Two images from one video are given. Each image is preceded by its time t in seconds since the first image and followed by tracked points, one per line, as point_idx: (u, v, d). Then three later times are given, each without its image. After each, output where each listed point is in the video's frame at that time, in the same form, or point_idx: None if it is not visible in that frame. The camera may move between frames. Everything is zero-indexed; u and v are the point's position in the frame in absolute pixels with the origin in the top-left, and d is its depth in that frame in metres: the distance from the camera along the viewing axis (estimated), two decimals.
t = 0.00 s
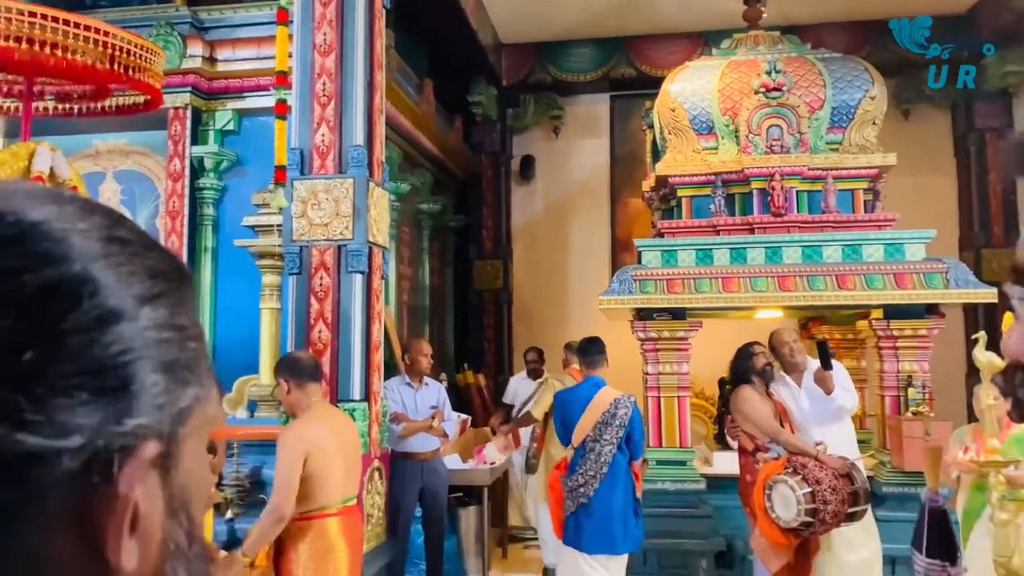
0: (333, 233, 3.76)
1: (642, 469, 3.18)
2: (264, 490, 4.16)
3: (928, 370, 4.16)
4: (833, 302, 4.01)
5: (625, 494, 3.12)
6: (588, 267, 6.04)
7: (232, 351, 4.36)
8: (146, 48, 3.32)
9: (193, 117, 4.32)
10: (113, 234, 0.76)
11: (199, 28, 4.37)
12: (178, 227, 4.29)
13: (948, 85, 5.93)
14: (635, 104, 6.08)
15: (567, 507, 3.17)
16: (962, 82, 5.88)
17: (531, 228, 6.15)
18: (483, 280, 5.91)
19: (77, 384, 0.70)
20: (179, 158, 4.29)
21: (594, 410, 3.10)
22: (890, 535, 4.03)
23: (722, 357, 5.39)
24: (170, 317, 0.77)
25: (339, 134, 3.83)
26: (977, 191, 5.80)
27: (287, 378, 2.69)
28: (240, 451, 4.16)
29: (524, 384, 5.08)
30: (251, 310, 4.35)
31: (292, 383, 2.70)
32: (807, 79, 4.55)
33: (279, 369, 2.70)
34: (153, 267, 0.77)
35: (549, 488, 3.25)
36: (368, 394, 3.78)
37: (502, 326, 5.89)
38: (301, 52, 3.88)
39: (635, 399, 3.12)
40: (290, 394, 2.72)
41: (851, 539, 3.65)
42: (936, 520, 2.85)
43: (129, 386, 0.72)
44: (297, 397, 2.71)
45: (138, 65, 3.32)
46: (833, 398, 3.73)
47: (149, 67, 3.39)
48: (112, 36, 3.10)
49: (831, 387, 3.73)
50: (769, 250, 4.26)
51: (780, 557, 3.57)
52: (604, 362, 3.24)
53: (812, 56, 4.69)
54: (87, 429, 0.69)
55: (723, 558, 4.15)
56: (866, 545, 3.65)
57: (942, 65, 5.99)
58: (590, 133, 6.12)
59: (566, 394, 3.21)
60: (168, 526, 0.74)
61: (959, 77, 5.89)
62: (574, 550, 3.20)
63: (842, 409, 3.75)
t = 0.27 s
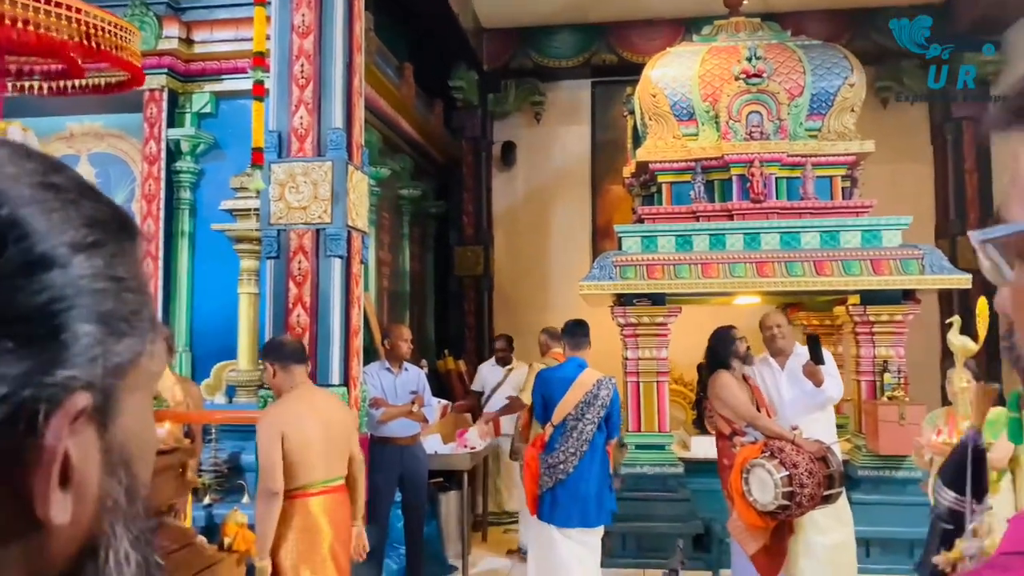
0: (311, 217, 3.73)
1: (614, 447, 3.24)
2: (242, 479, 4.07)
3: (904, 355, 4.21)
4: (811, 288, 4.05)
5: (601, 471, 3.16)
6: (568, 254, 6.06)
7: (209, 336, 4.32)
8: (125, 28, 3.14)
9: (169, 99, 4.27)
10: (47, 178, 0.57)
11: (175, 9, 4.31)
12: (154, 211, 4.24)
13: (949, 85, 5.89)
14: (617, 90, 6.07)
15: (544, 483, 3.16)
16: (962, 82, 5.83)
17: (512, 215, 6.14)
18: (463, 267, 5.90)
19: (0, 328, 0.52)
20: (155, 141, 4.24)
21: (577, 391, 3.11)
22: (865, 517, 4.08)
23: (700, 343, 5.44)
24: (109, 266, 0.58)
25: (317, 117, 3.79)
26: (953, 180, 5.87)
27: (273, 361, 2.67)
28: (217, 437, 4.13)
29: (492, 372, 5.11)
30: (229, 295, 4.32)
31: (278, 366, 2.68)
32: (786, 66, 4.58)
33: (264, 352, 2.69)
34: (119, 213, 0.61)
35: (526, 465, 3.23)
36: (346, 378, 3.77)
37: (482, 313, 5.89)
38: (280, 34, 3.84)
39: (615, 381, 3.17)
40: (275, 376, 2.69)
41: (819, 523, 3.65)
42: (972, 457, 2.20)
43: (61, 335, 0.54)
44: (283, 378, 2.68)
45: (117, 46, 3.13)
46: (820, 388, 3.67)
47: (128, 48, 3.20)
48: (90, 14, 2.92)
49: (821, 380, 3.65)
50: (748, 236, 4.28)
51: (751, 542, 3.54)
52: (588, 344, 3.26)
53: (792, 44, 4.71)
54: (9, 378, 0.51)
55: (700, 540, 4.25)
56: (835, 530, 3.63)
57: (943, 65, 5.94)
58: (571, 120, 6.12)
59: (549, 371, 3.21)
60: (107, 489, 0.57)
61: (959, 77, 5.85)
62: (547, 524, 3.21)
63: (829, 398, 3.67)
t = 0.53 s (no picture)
0: (290, 205, 3.70)
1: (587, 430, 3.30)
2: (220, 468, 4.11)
3: (880, 344, 4.26)
4: (788, 277, 4.09)
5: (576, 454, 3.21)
6: (549, 245, 6.07)
7: (187, 325, 4.29)
8: (97, 11, 3.10)
9: (146, 85, 4.22)
10: None
11: None
12: (131, 199, 4.20)
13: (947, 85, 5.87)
14: (598, 81, 6.08)
15: (521, 465, 3.17)
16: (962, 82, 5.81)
17: (493, 205, 6.15)
18: (443, 257, 5.90)
19: None
20: (131, 128, 4.20)
21: (556, 377, 3.13)
22: (841, 504, 4.13)
23: (678, 332, 5.49)
24: (65, 225, 0.57)
25: (296, 104, 3.76)
26: (929, 172, 5.94)
27: (284, 345, 2.65)
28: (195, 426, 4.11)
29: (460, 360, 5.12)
30: (207, 284, 4.29)
31: (288, 351, 2.65)
32: (766, 57, 4.60)
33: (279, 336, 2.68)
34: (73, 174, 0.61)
35: (502, 449, 3.24)
36: (326, 367, 3.77)
37: (464, 303, 5.90)
38: (258, 21, 3.81)
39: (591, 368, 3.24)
40: (285, 361, 2.67)
41: (795, 509, 3.41)
42: None
43: (13, 291, 0.54)
44: (294, 363, 2.66)
45: (88, 29, 3.09)
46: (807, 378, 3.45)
47: (100, 31, 3.16)
48: None
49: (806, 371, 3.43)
50: (727, 226, 4.31)
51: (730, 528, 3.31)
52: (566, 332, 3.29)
53: (771, 34, 4.74)
54: None
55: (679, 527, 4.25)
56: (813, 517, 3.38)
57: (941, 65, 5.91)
58: (552, 110, 6.12)
59: (527, 359, 3.22)
60: (66, 447, 0.57)
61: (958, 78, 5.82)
62: (524, 506, 3.20)
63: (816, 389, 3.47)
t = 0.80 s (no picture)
0: (267, 195, 3.68)
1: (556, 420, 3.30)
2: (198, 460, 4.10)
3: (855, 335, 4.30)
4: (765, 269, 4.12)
5: (544, 443, 3.22)
6: (530, 237, 6.08)
7: (164, 317, 4.26)
8: None
9: (121, 74, 4.17)
10: None
11: None
12: (106, 189, 4.15)
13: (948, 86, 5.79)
14: (578, 73, 6.08)
15: (489, 455, 3.21)
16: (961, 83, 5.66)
17: (473, 197, 6.15)
18: (423, 249, 5.89)
19: None
20: (106, 118, 4.15)
21: (520, 368, 3.18)
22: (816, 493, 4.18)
23: (657, 325, 5.54)
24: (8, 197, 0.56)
25: (274, 93, 3.73)
26: (905, 166, 6.02)
27: (281, 334, 2.68)
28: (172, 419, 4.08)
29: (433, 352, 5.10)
30: (184, 275, 4.25)
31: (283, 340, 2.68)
32: (744, 50, 4.63)
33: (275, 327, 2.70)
34: (16, 142, 0.59)
35: (475, 438, 3.29)
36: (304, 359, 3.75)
37: (444, 295, 5.90)
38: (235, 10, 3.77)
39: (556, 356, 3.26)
40: (283, 350, 2.69)
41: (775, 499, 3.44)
42: None
43: None
44: (291, 351, 2.69)
45: (60, 16, 3.02)
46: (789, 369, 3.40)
47: (72, 19, 3.08)
48: None
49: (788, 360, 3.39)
50: (705, 219, 4.34)
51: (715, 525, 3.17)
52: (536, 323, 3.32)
53: (750, 27, 4.76)
54: None
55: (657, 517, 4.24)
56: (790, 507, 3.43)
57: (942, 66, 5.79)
58: (533, 102, 6.12)
59: (494, 350, 3.24)
60: (30, 411, 0.57)
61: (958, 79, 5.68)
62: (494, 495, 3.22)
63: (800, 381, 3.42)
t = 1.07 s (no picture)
0: (245, 189, 3.65)
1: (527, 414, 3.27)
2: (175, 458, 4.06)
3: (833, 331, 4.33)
4: (744, 265, 4.15)
5: (511, 435, 3.22)
6: (511, 233, 6.08)
7: (140, 312, 4.21)
8: None
9: (96, 67, 4.11)
10: None
11: None
12: (81, 182, 4.09)
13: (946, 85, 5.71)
14: (559, 69, 6.08)
15: (460, 448, 3.28)
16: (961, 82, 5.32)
17: (454, 193, 6.13)
18: (405, 245, 5.86)
19: None
20: (81, 111, 4.09)
21: (481, 363, 3.19)
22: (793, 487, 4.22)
23: (637, 321, 5.56)
24: None
25: (251, 87, 3.70)
26: (883, 163, 6.08)
27: (259, 332, 2.64)
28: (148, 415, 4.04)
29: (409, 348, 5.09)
30: (161, 270, 4.21)
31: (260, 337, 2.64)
32: (724, 46, 4.65)
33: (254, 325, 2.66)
34: None
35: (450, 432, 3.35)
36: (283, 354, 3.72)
37: (425, 291, 5.88)
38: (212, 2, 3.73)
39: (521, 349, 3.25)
40: (261, 347, 2.65)
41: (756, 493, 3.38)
42: None
43: None
44: (269, 349, 2.65)
45: (36, 7, 2.96)
46: (777, 364, 3.35)
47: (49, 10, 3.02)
48: None
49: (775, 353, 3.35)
50: (685, 215, 4.35)
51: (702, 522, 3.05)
52: (500, 317, 3.30)
53: (730, 24, 4.78)
54: None
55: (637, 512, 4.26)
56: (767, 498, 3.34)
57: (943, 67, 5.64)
58: (514, 97, 6.11)
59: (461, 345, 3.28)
60: None
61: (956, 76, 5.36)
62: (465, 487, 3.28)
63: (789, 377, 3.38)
